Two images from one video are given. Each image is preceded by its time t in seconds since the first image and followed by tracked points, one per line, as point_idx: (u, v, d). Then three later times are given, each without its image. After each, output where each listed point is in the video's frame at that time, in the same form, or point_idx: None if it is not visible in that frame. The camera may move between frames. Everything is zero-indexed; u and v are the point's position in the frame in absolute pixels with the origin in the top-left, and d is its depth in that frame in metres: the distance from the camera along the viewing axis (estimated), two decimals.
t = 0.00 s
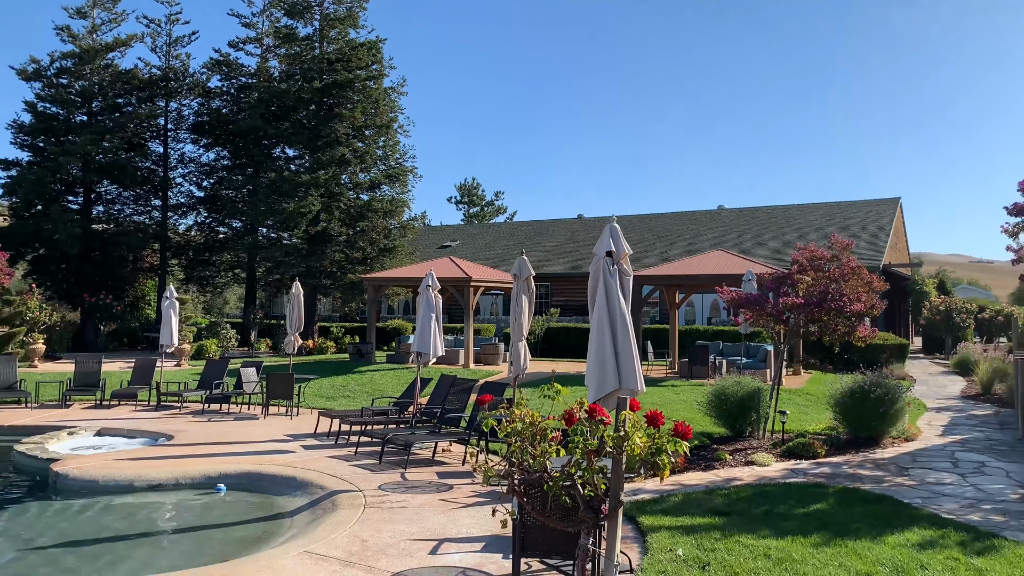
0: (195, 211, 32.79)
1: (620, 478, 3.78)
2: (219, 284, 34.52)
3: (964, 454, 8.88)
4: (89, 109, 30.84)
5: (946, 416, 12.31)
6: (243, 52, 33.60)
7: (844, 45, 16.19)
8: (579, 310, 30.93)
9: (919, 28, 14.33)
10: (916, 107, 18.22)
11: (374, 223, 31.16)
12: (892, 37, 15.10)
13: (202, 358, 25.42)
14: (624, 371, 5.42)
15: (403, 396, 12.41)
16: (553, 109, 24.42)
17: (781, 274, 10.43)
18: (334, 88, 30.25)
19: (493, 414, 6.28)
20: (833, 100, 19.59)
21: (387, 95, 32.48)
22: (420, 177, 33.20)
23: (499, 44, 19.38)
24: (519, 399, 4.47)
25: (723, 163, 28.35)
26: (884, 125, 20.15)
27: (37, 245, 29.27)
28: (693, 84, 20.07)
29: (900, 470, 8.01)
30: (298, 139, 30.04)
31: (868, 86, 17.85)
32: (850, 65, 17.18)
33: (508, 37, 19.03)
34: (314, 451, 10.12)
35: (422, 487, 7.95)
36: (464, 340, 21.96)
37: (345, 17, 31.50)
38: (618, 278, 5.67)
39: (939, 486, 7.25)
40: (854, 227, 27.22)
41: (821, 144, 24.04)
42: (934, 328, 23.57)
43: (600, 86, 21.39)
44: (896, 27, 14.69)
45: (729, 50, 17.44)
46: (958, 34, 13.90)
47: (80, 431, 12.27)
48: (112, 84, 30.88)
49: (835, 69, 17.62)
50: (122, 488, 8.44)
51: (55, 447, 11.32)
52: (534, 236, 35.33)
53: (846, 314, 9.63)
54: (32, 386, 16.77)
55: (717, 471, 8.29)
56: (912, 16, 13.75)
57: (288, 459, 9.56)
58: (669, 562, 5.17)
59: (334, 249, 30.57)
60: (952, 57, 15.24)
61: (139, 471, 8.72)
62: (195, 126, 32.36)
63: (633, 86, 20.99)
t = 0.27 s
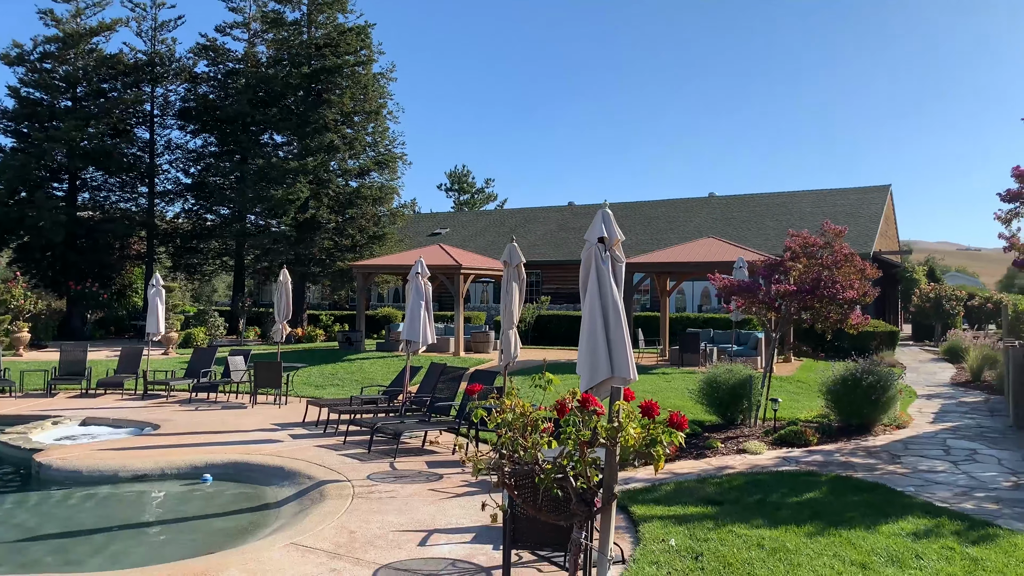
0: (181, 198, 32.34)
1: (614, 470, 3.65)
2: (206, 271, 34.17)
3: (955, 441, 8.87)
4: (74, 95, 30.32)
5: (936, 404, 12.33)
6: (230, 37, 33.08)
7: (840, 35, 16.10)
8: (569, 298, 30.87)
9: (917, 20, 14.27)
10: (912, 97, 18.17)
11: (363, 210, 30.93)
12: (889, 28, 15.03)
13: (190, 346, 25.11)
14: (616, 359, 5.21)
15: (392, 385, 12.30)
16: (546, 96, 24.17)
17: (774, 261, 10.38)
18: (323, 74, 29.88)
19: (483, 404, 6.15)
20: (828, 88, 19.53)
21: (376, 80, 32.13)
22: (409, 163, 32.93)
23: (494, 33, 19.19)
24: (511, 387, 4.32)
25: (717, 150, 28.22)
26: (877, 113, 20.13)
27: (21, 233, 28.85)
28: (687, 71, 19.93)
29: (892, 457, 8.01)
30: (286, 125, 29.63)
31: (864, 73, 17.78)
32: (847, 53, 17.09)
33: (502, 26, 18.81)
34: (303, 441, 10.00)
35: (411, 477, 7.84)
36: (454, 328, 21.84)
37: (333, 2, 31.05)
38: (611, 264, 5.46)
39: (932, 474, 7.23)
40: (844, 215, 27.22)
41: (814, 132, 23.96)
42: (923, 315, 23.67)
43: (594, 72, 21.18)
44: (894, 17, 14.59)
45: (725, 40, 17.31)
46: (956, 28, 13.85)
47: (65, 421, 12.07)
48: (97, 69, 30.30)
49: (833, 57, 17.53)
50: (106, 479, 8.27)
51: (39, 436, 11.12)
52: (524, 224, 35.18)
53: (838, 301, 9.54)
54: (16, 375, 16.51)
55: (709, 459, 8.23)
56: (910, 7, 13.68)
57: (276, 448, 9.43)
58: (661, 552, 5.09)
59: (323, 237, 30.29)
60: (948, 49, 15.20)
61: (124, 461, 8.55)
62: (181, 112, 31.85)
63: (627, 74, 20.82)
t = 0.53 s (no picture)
0: (173, 188, 31.81)
1: (617, 465, 3.52)
2: (199, 262, 33.84)
3: (953, 432, 8.84)
4: (64, 84, 29.90)
5: (932, 394, 12.33)
6: (221, 26, 32.70)
7: (842, 27, 15.96)
8: (563, 289, 30.77)
9: (919, 14, 14.19)
10: (911, 90, 18.10)
11: (357, 200, 30.72)
12: (890, 21, 14.90)
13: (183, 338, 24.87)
14: (615, 350, 5.08)
15: (386, 377, 12.19)
16: (542, 84, 23.95)
17: (772, 252, 10.35)
18: (315, 63, 29.62)
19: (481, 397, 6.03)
20: (828, 79, 19.41)
21: (370, 70, 31.86)
22: (403, 154, 32.69)
23: (490, 23, 18.95)
24: (509, 378, 4.19)
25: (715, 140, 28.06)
26: (874, 104, 20.07)
27: (12, 223, 28.52)
28: (686, 63, 19.77)
29: (891, 449, 7.97)
30: (278, 115, 29.33)
31: (863, 62, 17.68)
32: (849, 45, 16.95)
33: (499, 17, 18.62)
34: (296, 433, 9.89)
35: (406, 470, 7.74)
36: (449, 320, 21.71)
37: None
38: (610, 254, 5.32)
39: (932, 465, 7.20)
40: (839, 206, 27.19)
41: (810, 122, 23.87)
42: (918, 306, 23.70)
43: (592, 61, 20.98)
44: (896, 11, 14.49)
45: (725, 32, 17.16)
46: (962, 19, 13.76)
47: (54, 413, 11.90)
48: (86, 58, 29.87)
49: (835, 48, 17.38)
50: (97, 472, 8.13)
51: (28, 429, 10.95)
52: (518, 215, 35.04)
53: (836, 292, 9.49)
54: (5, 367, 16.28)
55: (707, 451, 8.16)
56: None
57: (269, 441, 9.30)
58: (660, 546, 5.01)
59: (316, 228, 30.07)
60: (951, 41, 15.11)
61: (114, 454, 8.41)
62: (173, 102, 31.48)
63: (625, 63, 20.62)
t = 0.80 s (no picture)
0: (167, 180, 31.59)
1: (623, 463, 3.41)
2: (193, 256, 33.44)
3: (955, 425, 8.78)
4: (56, 75, 29.70)
5: (931, 387, 12.29)
6: (215, 17, 32.38)
7: (841, 23, 15.83)
8: (560, 282, 30.67)
9: (919, 11, 14.04)
10: (910, 82, 17.98)
11: (353, 192, 30.46)
12: (890, 16, 14.77)
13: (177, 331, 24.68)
14: (617, 343, 4.98)
15: (383, 370, 12.09)
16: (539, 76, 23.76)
17: (773, 242, 10.28)
18: (310, 54, 29.39)
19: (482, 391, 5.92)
20: (828, 72, 19.28)
21: (365, 61, 31.60)
22: (399, 146, 32.48)
23: (487, 15, 18.75)
24: (510, 374, 4.08)
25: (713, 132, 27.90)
26: (873, 96, 19.94)
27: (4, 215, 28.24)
28: (685, 56, 19.59)
29: (892, 442, 7.92)
30: (272, 107, 29.08)
31: (862, 57, 17.55)
32: (849, 41, 16.83)
33: (496, 9, 18.45)
34: (292, 427, 9.80)
35: (403, 464, 7.65)
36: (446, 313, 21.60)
37: None
38: (612, 246, 5.18)
39: (935, 459, 7.13)
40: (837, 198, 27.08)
41: (809, 114, 23.74)
42: (916, 299, 23.67)
43: (590, 53, 20.82)
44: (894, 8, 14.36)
45: (724, 26, 17.01)
46: (966, 19, 13.61)
47: (47, 407, 11.77)
48: (79, 49, 29.56)
49: (836, 43, 17.23)
50: (90, 467, 8.02)
51: (21, 423, 10.83)
52: (515, 207, 34.90)
53: (836, 284, 9.40)
54: None
55: (707, 445, 8.09)
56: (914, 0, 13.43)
57: (264, 435, 9.21)
58: (662, 542, 4.93)
59: (311, 220, 29.87)
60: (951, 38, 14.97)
61: (107, 449, 8.30)
62: (167, 94, 31.23)
63: (623, 56, 20.45)
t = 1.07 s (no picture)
0: (162, 172, 31.35)
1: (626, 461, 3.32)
2: (189, 248, 33.20)
3: (955, 419, 8.72)
4: (49, 66, 29.34)
5: (930, 379, 12.25)
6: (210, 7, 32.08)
7: (839, 15, 15.73)
8: (557, 274, 30.59)
9: (922, 7, 13.91)
10: (910, 74, 17.88)
11: (348, 184, 30.29)
12: (892, 11, 14.64)
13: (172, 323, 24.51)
14: (617, 336, 4.88)
15: (379, 363, 12.01)
16: (536, 67, 23.58)
17: (772, 234, 10.20)
18: (305, 45, 29.17)
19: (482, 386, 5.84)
20: (826, 67, 19.20)
21: (360, 52, 31.39)
22: (395, 138, 32.30)
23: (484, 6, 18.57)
24: (509, 369, 4.00)
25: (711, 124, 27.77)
26: (868, 88, 19.86)
27: None
28: (684, 49, 19.43)
29: (893, 436, 7.87)
30: (268, 98, 28.88)
31: (860, 50, 17.47)
32: (848, 34, 16.73)
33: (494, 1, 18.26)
34: (287, 420, 9.71)
35: (400, 459, 7.57)
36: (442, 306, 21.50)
37: None
38: (612, 238, 5.08)
39: (935, 453, 7.08)
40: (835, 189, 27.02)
41: (808, 106, 23.63)
42: (914, 291, 23.65)
43: (588, 45, 20.67)
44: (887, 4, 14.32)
45: (722, 19, 16.89)
46: (964, 14, 13.52)
47: (40, 401, 11.64)
48: (72, 39, 29.20)
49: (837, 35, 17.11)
50: (82, 462, 7.91)
51: (13, 417, 10.71)
52: (512, 199, 34.78)
53: (836, 276, 9.32)
54: None
55: (707, 438, 8.02)
56: None
57: (259, 429, 9.11)
58: (663, 538, 4.85)
59: (307, 212, 29.69)
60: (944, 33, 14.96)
61: (100, 443, 8.19)
62: (161, 85, 30.88)
63: (620, 47, 20.32)
